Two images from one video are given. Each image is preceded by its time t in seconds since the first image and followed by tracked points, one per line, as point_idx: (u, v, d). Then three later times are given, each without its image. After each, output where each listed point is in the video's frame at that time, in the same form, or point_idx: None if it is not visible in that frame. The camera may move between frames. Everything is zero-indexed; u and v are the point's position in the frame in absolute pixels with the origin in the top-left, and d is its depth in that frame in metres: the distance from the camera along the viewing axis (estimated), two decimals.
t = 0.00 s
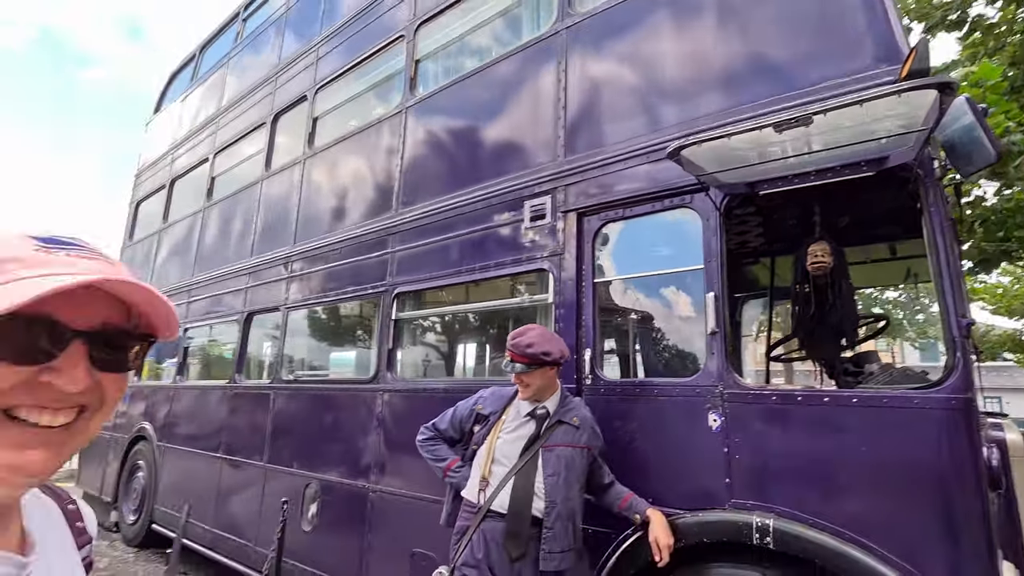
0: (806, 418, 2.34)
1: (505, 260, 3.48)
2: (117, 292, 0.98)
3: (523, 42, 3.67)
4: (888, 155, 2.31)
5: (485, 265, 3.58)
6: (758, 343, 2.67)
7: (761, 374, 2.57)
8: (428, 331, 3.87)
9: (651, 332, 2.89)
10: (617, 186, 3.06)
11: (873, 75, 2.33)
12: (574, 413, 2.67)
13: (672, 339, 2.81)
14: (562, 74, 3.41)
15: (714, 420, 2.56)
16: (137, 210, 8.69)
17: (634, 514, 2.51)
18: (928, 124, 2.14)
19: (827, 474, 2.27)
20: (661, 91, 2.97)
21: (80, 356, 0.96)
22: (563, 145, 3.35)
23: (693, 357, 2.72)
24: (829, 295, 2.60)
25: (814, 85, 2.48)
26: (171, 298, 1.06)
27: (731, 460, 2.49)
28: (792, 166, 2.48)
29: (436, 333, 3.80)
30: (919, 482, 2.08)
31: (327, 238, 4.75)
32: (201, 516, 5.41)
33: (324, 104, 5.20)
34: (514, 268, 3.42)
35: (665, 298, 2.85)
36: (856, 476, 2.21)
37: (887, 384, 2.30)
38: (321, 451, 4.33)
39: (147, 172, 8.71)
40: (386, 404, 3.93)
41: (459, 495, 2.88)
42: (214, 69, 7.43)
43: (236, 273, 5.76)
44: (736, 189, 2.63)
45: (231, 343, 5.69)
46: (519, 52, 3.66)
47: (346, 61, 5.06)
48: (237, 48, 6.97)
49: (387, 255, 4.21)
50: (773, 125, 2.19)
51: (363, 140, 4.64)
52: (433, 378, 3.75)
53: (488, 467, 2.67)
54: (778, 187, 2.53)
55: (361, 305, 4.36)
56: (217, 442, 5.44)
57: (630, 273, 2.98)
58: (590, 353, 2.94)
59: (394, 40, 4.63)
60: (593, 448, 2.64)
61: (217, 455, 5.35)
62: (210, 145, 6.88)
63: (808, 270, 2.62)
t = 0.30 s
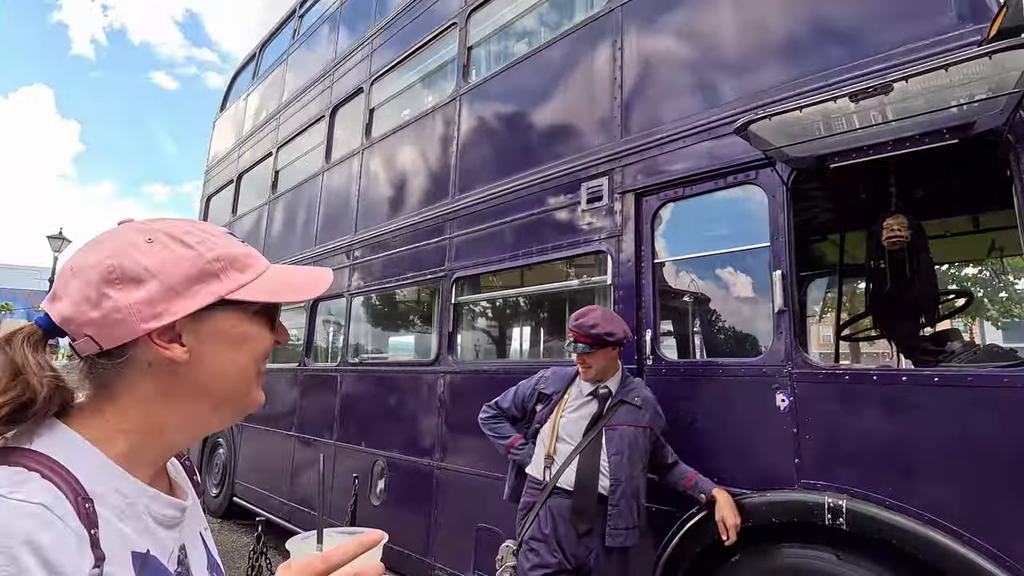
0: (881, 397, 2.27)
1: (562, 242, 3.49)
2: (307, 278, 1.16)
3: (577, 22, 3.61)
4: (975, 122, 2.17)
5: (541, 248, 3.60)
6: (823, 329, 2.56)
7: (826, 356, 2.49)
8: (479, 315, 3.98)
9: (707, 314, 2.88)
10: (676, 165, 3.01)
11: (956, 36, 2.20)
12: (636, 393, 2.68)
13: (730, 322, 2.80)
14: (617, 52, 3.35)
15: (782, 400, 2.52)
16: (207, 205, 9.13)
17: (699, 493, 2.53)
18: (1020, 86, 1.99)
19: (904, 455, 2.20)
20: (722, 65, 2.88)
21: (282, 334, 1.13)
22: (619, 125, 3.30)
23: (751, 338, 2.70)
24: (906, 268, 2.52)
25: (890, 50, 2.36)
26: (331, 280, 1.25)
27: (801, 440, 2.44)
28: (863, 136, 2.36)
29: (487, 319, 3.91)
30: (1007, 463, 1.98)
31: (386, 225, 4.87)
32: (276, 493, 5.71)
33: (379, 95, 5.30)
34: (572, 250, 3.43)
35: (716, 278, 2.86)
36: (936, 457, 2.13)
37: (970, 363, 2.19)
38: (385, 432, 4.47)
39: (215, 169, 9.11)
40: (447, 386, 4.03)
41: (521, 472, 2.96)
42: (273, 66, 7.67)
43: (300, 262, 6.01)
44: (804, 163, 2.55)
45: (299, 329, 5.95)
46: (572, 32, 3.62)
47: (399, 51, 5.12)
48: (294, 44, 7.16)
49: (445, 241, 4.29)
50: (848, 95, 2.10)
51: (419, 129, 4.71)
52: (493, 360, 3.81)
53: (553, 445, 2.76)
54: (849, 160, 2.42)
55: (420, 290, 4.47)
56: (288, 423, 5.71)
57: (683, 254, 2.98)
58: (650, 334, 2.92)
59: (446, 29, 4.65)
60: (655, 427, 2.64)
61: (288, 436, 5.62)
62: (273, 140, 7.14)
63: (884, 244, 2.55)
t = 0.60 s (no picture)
0: (926, 378, 2.18)
1: (592, 223, 3.44)
2: (335, 243, 1.15)
3: None
4: None
5: (571, 229, 3.55)
6: (863, 313, 2.44)
7: (869, 339, 2.39)
8: (507, 299, 3.97)
9: (740, 297, 2.81)
10: (710, 142, 2.93)
11: None
12: (668, 374, 2.64)
13: (762, 305, 2.73)
14: (648, 26, 3.25)
15: (822, 382, 2.44)
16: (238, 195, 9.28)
17: (734, 476, 2.49)
18: None
19: (952, 438, 2.11)
20: (759, 36, 2.77)
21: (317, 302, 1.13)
22: (651, 102, 3.22)
23: (789, 321, 2.62)
24: (958, 246, 2.39)
25: (941, 11, 2.23)
26: (359, 246, 1.24)
27: (842, 423, 2.37)
28: (912, 106, 2.27)
29: (515, 302, 3.89)
30: None
31: (414, 210, 4.87)
32: (310, 474, 5.84)
33: (405, 79, 5.27)
34: (601, 231, 3.38)
35: (748, 261, 2.79)
36: (987, 441, 2.04)
37: None
38: (417, 415, 4.51)
39: (246, 158, 9.26)
40: (477, 369, 4.03)
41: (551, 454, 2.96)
42: (300, 55, 7.72)
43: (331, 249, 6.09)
44: (847, 134, 2.45)
45: (330, 315, 6.03)
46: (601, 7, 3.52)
47: (424, 34, 5.07)
48: (321, 32, 7.17)
49: (473, 224, 4.27)
50: (899, 58, 1.99)
51: (446, 113, 4.68)
52: (522, 343, 3.80)
53: (584, 427, 2.75)
54: (898, 130, 2.32)
55: (449, 273, 4.47)
56: (321, 407, 5.82)
57: (714, 233, 2.91)
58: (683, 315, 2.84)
59: (471, 10, 4.58)
60: (688, 410, 2.60)
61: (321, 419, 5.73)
62: (301, 129, 7.20)
63: (934, 220, 2.41)
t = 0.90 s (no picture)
0: (968, 362, 2.08)
1: (616, 206, 3.37)
2: (342, 215, 1.13)
3: None
4: None
5: (595, 212, 3.49)
6: (902, 300, 2.33)
7: (908, 325, 2.27)
8: (532, 285, 3.92)
9: (772, 282, 2.71)
10: (739, 118, 2.83)
11: None
12: (692, 359, 2.60)
13: (795, 291, 2.62)
14: None
15: (856, 365, 2.36)
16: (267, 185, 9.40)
17: (763, 463, 2.43)
18: None
19: (996, 424, 2.01)
20: (791, 5, 2.66)
21: (325, 275, 1.11)
22: (677, 79, 3.12)
23: (822, 307, 2.52)
24: (1005, 222, 2.21)
25: None
26: (368, 220, 1.22)
27: (877, 408, 2.28)
28: (951, 75, 2.17)
29: (540, 288, 3.85)
30: None
31: (438, 196, 4.85)
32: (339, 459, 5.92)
33: (428, 65, 5.22)
34: (626, 214, 3.31)
35: (779, 249, 2.69)
36: None
37: None
38: (442, 401, 4.52)
39: (274, 149, 9.35)
40: (502, 355, 4.01)
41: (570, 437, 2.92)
42: (325, 44, 7.73)
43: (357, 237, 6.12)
44: (885, 106, 2.34)
45: (357, 302, 6.07)
46: None
47: (446, 18, 5.01)
48: (344, 21, 7.15)
49: (497, 209, 4.23)
50: (944, 18, 1.88)
51: (468, 98, 4.62)
52: (546, 328, 3.76)
53: (608, 412, 2.70)
54: (940, 100, 2.21)
55: (473, 259, 4.44)
56: (349, 393, 5.88)
57: (744, 215, 2.82)
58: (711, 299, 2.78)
59: None
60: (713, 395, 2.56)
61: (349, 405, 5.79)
62: (327, 118, 7.23)
63: (978, 194, 2.26)
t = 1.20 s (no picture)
0: (1002, 351, 2.03)
1: (638, 195, 3.35)
2: (368, 206, 1.14)
3: None
4: None
5: (617, 202, 3.47)
6: (935, 288, 2.27)
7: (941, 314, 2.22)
8: (554, 275, 3.92)
9: (798, 271, 2.67)
10: (764, 104, 2.79)
11: None
12: (715, 350, 2.62)
13: (824, 280, 2.57)
14: None
15: (885, 354, 2.31)
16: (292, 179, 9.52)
17: (787, 454, 2.40)
18: None
19: None
20: None
21: (353, 266, 1.12)
22: (700, 65, 3.08)
23: (851, 296, 2.47)
24: None
25: None
26: (392, 211, 1.23)
27: (907, 398, 2.24)
28: (987, 54, 2.09)
29: (563, 278, 3.84)
30: None
31: (459, 188, 4.87)
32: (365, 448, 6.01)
33: (448, 56, 5.21)
34: (648, 203, 3.28)
35: (807, 237, 2.64)
36: None
37: None
38: (465, 391, 4.55)
39: (299, 143, 9.47)
40: (524, 345, 4.02)
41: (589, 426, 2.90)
42: (347, 38, 7.78)
43: (381, 229, 6.18)
44: (916, 89, 2.28)
45: (381, 294, 6.13)
46: None
47: (466, 8, 4.99)
48: (366, 13, 7.17)
49: (518, 200, 4.23)
50: None
51: (489, 88, 4.61)
52: (569, 318, 3.76)
53: (635, 403, 2.70)
54: (975, 82, 2.14)
55: (495, 249, 4.45)
56: (374, 383, 5.96)
57: (769, 202, 2.78)
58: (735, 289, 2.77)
59: None
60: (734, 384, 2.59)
61: (374, 395, 5.86)
62: (350, 111, 7.29)
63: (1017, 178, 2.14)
